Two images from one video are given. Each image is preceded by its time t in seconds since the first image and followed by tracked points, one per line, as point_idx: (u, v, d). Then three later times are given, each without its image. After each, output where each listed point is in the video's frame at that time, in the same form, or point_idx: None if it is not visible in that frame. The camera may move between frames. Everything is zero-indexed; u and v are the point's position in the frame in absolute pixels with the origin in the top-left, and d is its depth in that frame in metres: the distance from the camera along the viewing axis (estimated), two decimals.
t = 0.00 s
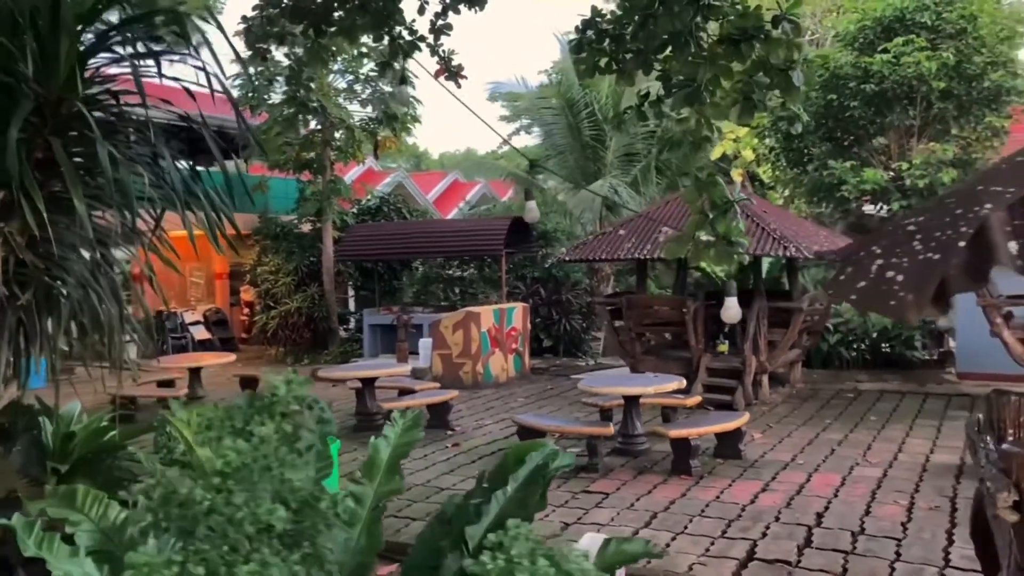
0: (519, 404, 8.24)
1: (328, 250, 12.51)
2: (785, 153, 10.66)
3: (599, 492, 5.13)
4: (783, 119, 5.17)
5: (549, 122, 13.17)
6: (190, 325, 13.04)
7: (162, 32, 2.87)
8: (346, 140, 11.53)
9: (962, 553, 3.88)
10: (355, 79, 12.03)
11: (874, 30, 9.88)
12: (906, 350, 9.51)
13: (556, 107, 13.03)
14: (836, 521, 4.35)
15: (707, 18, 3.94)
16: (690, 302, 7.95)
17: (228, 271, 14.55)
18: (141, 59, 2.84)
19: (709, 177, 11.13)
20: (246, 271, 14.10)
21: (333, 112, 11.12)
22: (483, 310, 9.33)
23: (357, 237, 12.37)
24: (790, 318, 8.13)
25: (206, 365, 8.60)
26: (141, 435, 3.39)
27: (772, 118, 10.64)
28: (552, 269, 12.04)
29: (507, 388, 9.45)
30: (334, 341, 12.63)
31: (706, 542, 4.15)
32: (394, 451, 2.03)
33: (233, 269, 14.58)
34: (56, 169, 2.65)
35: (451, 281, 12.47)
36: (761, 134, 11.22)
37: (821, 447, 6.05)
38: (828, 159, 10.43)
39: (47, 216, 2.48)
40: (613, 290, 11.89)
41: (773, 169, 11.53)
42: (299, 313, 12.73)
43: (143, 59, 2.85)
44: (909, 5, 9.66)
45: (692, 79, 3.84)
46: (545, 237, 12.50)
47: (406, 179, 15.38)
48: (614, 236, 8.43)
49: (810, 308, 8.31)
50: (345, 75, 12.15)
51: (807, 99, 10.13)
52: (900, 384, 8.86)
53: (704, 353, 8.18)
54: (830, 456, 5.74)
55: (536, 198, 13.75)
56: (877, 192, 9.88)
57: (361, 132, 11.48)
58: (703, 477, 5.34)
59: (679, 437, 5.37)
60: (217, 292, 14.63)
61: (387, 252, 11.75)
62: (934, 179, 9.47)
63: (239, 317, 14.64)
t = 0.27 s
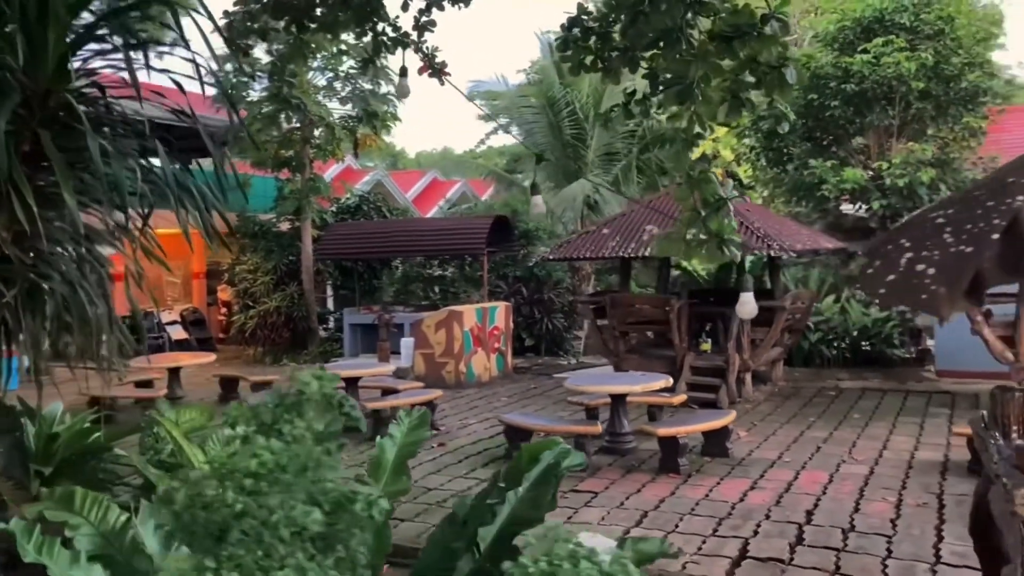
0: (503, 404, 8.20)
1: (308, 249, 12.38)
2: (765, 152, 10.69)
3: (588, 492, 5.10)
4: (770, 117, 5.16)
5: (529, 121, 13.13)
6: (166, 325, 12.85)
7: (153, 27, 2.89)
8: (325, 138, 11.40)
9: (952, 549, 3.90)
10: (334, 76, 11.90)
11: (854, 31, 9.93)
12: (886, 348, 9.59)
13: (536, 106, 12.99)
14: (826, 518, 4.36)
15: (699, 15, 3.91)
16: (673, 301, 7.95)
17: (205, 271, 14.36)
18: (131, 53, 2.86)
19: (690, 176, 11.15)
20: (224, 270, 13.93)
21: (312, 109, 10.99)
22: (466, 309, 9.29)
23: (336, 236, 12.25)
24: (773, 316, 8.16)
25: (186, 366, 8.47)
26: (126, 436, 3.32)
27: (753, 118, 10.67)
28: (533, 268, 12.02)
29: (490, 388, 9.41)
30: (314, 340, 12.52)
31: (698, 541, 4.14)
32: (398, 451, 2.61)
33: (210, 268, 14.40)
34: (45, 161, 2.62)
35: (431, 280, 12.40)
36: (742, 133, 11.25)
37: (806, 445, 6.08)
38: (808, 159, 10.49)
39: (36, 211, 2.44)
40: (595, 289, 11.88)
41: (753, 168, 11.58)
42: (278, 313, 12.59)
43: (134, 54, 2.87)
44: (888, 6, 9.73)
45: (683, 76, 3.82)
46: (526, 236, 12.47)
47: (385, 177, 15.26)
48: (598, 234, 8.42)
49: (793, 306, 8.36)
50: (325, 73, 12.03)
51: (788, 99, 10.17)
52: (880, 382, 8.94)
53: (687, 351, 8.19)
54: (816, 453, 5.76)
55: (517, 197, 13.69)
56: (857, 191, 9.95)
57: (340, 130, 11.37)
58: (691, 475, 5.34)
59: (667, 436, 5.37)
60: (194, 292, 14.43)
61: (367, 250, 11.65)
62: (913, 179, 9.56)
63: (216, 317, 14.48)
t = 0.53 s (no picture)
0: (489, 403, 8.13)
1: (287, 247, 12.23)
2: (747, 150, 10.69)
3: (579, 492, 5.05)
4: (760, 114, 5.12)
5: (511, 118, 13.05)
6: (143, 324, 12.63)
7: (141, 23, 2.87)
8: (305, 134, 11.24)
9: (947, 548, 3.89)
10: (314, 72, 11.76)
11: (836, 29, 9.95)
12: (868, 346, 9.64)
13: (518, 103, 12.92)
14: (819, 517, 4.34)
15: (695, 10, 3.85)
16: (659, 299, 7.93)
17: (182, 269, 14.14)
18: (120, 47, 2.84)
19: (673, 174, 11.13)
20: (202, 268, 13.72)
21: (292, 106, 10.83)
22: (450, 308, 9.23)
23: (316, 234, 12.10)
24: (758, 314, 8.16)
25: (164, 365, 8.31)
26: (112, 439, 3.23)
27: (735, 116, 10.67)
28: (516, 266, 11.96)
29: (474, 387, 9.33)
30: (294, 340, 12.37)
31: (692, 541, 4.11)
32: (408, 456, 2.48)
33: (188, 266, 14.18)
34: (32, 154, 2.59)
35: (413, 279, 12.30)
36: (724, 132, 11.25)
37: (795, 443, 6.07)
38: (790, 157, 10.51)
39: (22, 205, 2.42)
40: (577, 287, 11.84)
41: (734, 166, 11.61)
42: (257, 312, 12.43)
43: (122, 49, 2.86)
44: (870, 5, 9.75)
45: (677, 72, 3.78)
46: (508, 234, 12.40)
47: (365, 174, 15.11)
48: (583, 232, 8.37)
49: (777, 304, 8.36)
50: (304, 69, 11.90)
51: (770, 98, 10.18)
52: (863, 379, 8.98)
53: (673, 350, 8.17)
54: (805, 452, 5.75)
55: (498, 195, 13.61)
56: (839, 189, 9.98)
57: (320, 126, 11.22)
58: (681, 474, 5.30)
59: (657, 435, 5.34)
60: (171, 290, 14.20)
61: (347, 248, 11.52)
62: (895, 178, 9.61)
63: (193, 316, 14.27)
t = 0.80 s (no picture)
0: (472, 406, 8.07)
1: (265, 248, 12.09)
2: (728, 152, 10.72)
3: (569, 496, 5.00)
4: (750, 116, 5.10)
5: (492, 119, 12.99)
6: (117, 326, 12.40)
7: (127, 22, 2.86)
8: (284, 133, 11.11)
9: (940, 551, 3.89)
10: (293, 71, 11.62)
11: (817, 31, 10.00)
12: (849, 347, 9.70)
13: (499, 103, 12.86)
14: (811, 521, 4.32)
15: (690, 11, 3.82)
16: (644, 301, 7.91)
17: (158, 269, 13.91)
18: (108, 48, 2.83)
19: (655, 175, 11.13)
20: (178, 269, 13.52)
21: (271, 104, 10.69)
22: (432, 309, 9.17)
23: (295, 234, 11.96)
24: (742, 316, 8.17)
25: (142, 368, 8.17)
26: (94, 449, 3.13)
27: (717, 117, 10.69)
28: (497, 267, 11.91)
29: (456, 389, 9.26)
30: (272, 341, 12.21)
31: (686, 546, 4.07)
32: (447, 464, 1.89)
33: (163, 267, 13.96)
34: (19, 153, 2.58)
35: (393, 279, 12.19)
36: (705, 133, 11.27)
37: (781, 445, 6.07)
38: (771, 159, 10.55)
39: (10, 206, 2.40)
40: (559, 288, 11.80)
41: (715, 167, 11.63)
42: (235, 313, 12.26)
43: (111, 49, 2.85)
44: (850, 8, 9.80)
45: (669, 72, 3.74)
46: (489, 235, 12.34)
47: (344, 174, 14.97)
48: (567, 233, 8.34)
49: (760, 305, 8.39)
50: (283, 67, 11.74)
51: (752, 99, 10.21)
52: (844, 380, 9.03)
53: (657, 351, 8.15)
54: (792, 454, 5.74)
55: (479, 196, 13.54)
56: (819, 191, 10.04)
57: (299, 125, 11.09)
58: (670, 478, 5.28)
59: (646, 438, 5.31)
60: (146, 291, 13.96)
61: (327, 249, 11.40)
62: (875, 180, 9.68)
63: (168, 318, 14.05)
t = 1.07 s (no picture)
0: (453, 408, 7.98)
1: (239, 248, 11.90)
2: (706, 153, 10.74)
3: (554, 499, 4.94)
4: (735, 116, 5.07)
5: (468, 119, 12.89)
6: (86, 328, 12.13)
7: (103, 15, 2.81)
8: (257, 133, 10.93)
9: (930, 552, 3.88)
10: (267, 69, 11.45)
11: (793, 33, 10.04)
12: (826, 347, 9.76)
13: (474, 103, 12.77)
14: (801, 523, 4.30)
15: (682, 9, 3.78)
16: (625, 301, 7.89)
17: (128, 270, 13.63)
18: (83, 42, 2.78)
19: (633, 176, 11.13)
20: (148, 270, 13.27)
21: (245, 102, 10.52)
22: (410, 311, 9.09)
23: (269, 235, 11.78)
24: (723, 316, 8.19)
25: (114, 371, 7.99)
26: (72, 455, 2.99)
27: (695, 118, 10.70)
28: (474, 268, 11.85)
29: (435, 391, 9.18)
30: (246, 343, 12.02)
31: (677, 550, 4.03)
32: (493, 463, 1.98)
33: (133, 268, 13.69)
34: None
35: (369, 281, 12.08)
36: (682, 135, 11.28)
37: (764, 446, 6.08)
38: (748, 160, 10.58)
39: None
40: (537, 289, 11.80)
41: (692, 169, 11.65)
42: (208, 315, 12.05)
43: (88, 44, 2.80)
44: (827, 10, 9.86)
45: (659, 71, 3.70)
46: (467, 235, 12.34)
47: (317, 174, 14.79)
48: (548, 234, 8.29)
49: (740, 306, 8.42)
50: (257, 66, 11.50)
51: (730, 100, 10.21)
52: (822, 380, 9.09)
53: (638, 353, 8.12)
54: (776, 455, 5.74)
55: (456, 197, 13.49)
56: (796, 192, 10.10)
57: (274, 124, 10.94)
58: (657, 480, 5.25)
59: (632, 440, 5.28)
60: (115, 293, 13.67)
61: (302, 250, 11.25)
62: (851, 181, 9.76)
63: (139, 320, 13.77)
